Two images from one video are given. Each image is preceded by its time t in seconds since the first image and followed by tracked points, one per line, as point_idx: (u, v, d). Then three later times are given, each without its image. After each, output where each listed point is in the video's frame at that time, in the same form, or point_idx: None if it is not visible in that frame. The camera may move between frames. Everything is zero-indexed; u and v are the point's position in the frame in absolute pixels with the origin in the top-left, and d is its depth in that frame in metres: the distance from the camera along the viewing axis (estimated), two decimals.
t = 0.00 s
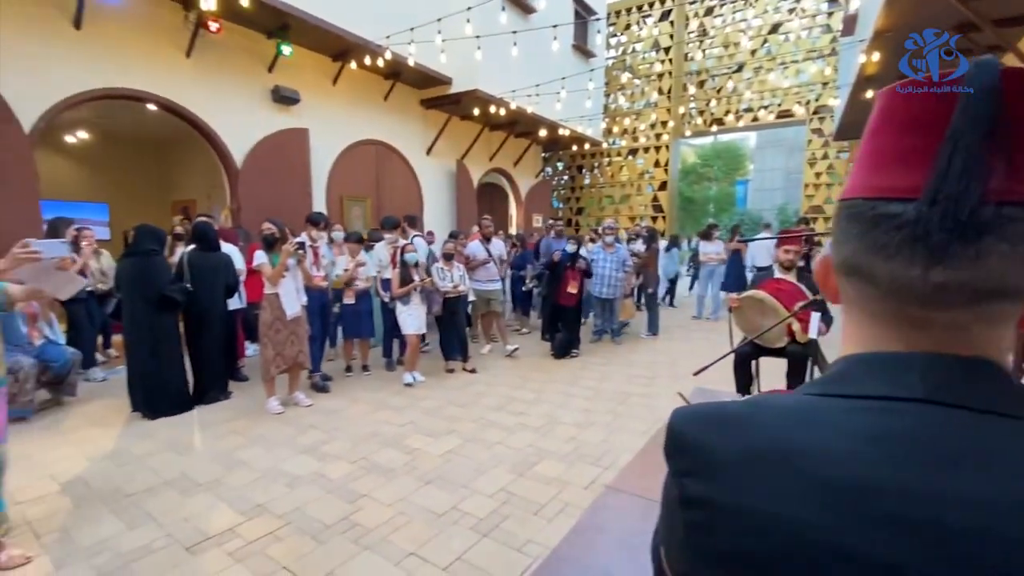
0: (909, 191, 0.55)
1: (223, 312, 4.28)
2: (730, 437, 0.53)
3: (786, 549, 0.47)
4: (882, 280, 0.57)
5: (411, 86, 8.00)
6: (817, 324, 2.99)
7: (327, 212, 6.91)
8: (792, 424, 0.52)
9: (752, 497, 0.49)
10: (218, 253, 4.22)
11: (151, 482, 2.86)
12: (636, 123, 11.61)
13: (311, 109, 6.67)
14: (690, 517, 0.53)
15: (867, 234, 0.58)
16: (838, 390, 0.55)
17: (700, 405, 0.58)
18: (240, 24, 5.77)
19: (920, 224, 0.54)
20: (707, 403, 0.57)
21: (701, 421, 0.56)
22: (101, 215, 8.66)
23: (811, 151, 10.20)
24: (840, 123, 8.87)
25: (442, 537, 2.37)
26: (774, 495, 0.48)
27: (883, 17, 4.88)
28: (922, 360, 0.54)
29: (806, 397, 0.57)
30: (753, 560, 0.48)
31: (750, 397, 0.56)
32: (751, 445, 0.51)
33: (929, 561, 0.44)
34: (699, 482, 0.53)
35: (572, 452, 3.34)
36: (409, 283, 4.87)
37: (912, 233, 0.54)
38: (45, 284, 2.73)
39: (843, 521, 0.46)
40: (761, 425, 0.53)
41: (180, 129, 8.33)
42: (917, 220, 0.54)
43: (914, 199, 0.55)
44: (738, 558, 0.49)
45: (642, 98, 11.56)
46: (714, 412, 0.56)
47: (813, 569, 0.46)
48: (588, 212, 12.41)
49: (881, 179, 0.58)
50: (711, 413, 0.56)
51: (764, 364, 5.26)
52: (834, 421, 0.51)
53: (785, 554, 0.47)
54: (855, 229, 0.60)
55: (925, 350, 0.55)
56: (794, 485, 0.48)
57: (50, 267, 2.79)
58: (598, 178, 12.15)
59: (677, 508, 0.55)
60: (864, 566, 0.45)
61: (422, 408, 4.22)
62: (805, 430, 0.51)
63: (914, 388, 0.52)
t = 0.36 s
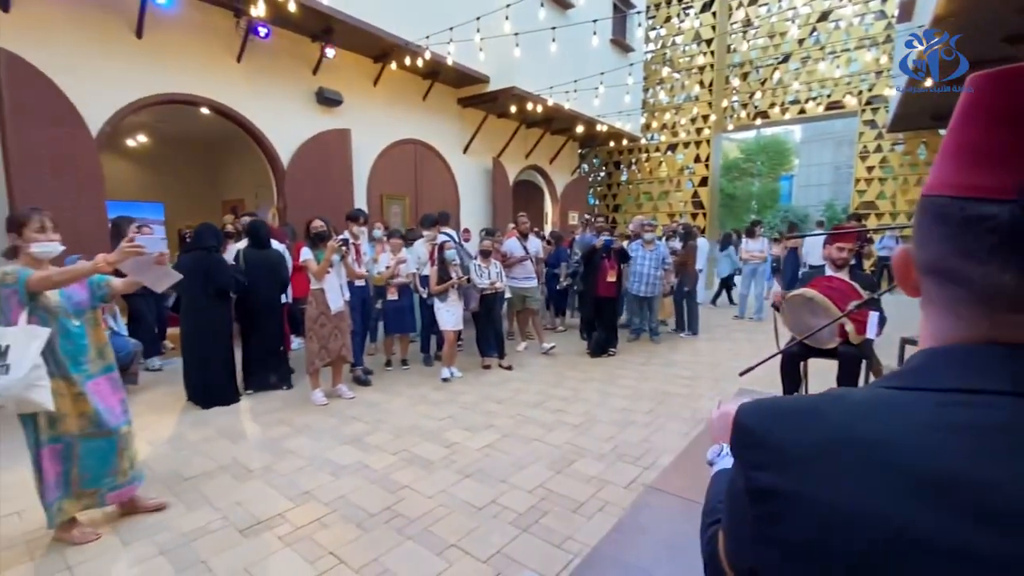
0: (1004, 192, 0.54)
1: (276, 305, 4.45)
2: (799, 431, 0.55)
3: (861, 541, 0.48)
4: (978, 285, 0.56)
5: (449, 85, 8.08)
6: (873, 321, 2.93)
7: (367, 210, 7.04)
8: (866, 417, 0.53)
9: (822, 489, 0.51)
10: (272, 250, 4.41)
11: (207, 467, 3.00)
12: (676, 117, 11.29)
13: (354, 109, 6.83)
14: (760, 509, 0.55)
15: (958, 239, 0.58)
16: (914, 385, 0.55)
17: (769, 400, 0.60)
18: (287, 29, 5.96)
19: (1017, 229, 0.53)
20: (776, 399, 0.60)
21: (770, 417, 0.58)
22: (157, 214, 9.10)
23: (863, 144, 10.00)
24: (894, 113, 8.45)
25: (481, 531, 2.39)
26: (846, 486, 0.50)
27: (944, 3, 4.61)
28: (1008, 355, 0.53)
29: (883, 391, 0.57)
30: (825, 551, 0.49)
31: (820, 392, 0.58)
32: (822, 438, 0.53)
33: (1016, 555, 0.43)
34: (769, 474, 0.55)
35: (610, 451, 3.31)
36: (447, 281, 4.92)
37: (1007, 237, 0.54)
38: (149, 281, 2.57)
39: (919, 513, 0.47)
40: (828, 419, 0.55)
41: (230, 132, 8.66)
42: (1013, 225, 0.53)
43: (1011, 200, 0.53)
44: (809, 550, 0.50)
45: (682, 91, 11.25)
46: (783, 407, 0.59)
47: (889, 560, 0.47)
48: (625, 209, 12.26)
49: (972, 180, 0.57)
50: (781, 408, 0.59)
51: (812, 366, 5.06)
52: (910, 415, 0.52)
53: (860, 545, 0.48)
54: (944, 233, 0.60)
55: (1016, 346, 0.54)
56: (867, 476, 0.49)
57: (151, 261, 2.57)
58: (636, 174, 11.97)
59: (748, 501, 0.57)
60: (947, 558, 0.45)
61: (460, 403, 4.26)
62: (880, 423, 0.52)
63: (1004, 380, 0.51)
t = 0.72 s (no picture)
0: None
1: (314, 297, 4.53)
2: (847, 429, 0.59)
3: (911, 535, 0.51)
4: None
5: (474, 84, 8.11)
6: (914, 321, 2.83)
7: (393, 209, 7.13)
8: (913, 417, 0.56)
9: (867, 485, 0.55)
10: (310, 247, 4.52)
11: (239, 458, 3.08)
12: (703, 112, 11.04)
13: (381, 109, 6.93)
14: (804, 503, 0.60)
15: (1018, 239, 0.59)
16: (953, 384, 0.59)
17: (815, 396, 0.63)
18: (317, 30, 6.08)
19: None
20: (821, 396, 0.63)
21: (812, 412, 0.62)
22: (191, 212, 9.37)
23: (903, 138, 9.83)
24: (934, 106, 8.15)
25: (507, 527, 2.40)
26: (896, 482, 0.53)
27: None
28: None
29: (926, 389, 0.60)
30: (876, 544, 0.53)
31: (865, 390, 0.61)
32: (870, 437, 0.57)
33: None
34: (817, 471, 0.59)
35: (636, 450, 3.29)
36: (471, 279, 4.95)
37: None
38: (217, 275, 2.61)
39: (958, 501, 0.50)
40: (868, 415, 0.59)
41: (261, 132, 8.86)
42: None
43: None
44: (861, 544, 0.54)
45: (710, 86, 11.00)
46: (828, 404, 0.62)
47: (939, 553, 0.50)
48: (651, 206, 12.11)
49: None
50: (825, 405, 0.62)
51: (844, 367, 4.93)
52: (957, 415, 0.55)
53: (911, 538, 0.51)
54: (1001, 232, 0.60)
55: None
56: (907, 470, 0.53)
57: (218, 257, 2.62)
58: (662, 171, 11.79)
59: (795, 495, 0.61)
60: (998, 549, 0.48)
61: (484, 400, 4.29)
62: (928, 423, 0.55)
63: None
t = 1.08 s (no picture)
0: None
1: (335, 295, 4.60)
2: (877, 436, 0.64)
3: (935, 536, 0.57)
4: None
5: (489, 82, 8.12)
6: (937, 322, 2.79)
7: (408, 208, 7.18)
8: (939, 424, 0.62)
9: (895, 491, 0.60)
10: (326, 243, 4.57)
11: (257, 453, 3.14)
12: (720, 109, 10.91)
13: (396, 109, 6.98)
14: (838, 506, 0.66)
15: None
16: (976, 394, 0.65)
17: (845, 403, 0.70)
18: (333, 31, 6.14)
19: None
20: (851, 403, 0.70)
21: (842, 421, 0.69)
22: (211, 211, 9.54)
23: (927, 135, 9.63)
24: (960, 101, 7.93)
25: (520, 526, 2.42)
26: (924, 487, 0.59)
27: None
28: None
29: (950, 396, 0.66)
30: (905, 547, 0.59)
31: (895, 398, 0.67)
32: (900, 444, 0.63)
33: None
34: (850, 476, 0.65)
35: (650, 451, 3.27)
36: (485, 277, 4.96)
37: None
38: (263, 271, 2.67)
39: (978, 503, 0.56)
40: (896, 424, 0.65)
41: (280, 132, 8.99)
42: None
43: None
44: (892, 546, 0.60)
45: (728, 83, 10.86)
46: (857, 412, 0.68)
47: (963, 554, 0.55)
48: (666, 204, 12.00)
49: None
50: (855, 411, 0.69)
51: (865, 369, 4.83)
52: (978, 422, 0.61)
53: (936, 540, 0.57)
54: None
55: None
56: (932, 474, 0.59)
57: (264, 253, 2.67)
58: (678, 169, 11.68)
59: (828, 499, 0.67)
60: (1017, 547, 0.53)
61: (498, 398, 4.30)
62: (953, 430, 0.61)
63: None
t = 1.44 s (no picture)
0: None
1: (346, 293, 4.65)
2: (888, 434, 0.64)
3: (948, 534, 0.57)
4: None
5: (497, 82, 8.12)
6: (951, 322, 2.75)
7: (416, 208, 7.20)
8: (950, 421, 0.62)
9: (910, 490, 0.60)
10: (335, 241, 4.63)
11: (267, 451, 3.16)
12: (730, 108, 10.83)
13: (404, 108, 6.99)
14: (852, 504, 0.65)
15: None
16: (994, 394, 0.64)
17: (856, 401, 0.69)
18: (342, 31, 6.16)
19: None
20: (862, 399, 0.69)
21: (857, 418, 0.68)
22: (222, 212, 9.62)
23: (941, 133, 9.51)
24: (975, 99, 7.82)
25: (528, 525, 2.42)
26: (936, 486, 0.59)
27: None
28: None
29: (970, 395, 0.65)
30: (918, 546, 0.59)
31: (907, 396, 0.67)
32: (912, 442, 0.62)
33: None
34: (861, 474, 0.64)
35: (659, 452, 3.26)
36: (494, 277, 4.97)
37: None
38: (283, 270, 2.65)
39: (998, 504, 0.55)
40: (912, 423, 0.64)
41: (289, 132, 9.05)
42: None
43: None
44: (907, 547, 0.59)
45: (738, 82, 10.79)
46: (869, 408, 0.68)
47: (978, 552, 0.56)
48: (675, 204, 11.95)
49: None
50: (867, 407, 0.68)
51: (877, 371, 4.78)
52: (990, 420, 0.61)
53: (949, 538, 0.57)
54: None
55: None
56: (949, 476, 0.58)
57: (285, 252, 2.64)
58: (687, 168, 11.62)
59: (838, 497, 0.67)
60: None
61: (506, 398, 4.30)
62: (965, 427, 0.61)
63: None
